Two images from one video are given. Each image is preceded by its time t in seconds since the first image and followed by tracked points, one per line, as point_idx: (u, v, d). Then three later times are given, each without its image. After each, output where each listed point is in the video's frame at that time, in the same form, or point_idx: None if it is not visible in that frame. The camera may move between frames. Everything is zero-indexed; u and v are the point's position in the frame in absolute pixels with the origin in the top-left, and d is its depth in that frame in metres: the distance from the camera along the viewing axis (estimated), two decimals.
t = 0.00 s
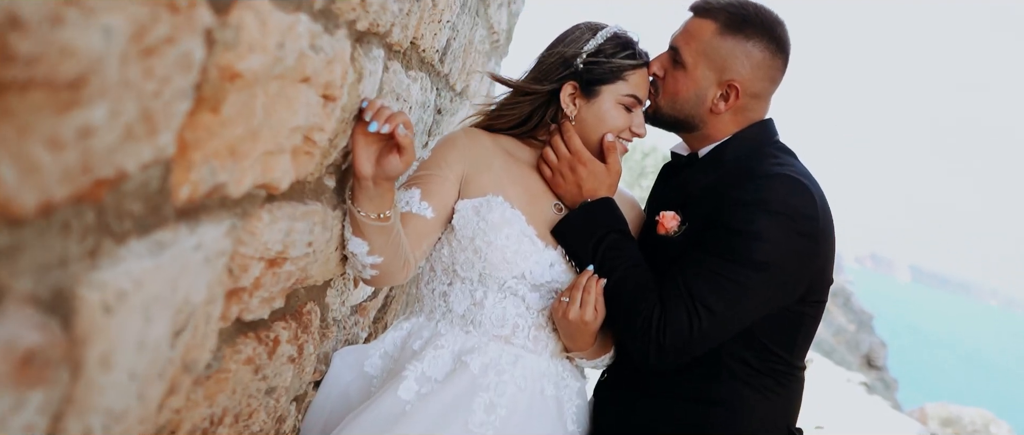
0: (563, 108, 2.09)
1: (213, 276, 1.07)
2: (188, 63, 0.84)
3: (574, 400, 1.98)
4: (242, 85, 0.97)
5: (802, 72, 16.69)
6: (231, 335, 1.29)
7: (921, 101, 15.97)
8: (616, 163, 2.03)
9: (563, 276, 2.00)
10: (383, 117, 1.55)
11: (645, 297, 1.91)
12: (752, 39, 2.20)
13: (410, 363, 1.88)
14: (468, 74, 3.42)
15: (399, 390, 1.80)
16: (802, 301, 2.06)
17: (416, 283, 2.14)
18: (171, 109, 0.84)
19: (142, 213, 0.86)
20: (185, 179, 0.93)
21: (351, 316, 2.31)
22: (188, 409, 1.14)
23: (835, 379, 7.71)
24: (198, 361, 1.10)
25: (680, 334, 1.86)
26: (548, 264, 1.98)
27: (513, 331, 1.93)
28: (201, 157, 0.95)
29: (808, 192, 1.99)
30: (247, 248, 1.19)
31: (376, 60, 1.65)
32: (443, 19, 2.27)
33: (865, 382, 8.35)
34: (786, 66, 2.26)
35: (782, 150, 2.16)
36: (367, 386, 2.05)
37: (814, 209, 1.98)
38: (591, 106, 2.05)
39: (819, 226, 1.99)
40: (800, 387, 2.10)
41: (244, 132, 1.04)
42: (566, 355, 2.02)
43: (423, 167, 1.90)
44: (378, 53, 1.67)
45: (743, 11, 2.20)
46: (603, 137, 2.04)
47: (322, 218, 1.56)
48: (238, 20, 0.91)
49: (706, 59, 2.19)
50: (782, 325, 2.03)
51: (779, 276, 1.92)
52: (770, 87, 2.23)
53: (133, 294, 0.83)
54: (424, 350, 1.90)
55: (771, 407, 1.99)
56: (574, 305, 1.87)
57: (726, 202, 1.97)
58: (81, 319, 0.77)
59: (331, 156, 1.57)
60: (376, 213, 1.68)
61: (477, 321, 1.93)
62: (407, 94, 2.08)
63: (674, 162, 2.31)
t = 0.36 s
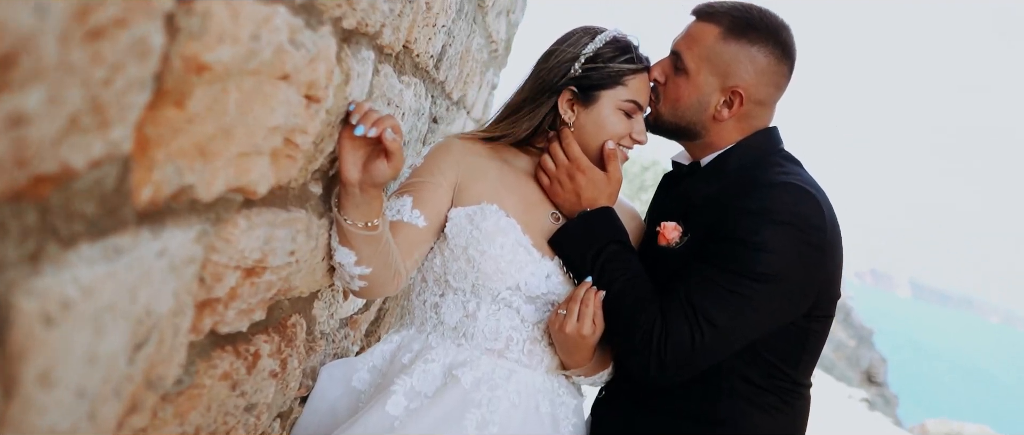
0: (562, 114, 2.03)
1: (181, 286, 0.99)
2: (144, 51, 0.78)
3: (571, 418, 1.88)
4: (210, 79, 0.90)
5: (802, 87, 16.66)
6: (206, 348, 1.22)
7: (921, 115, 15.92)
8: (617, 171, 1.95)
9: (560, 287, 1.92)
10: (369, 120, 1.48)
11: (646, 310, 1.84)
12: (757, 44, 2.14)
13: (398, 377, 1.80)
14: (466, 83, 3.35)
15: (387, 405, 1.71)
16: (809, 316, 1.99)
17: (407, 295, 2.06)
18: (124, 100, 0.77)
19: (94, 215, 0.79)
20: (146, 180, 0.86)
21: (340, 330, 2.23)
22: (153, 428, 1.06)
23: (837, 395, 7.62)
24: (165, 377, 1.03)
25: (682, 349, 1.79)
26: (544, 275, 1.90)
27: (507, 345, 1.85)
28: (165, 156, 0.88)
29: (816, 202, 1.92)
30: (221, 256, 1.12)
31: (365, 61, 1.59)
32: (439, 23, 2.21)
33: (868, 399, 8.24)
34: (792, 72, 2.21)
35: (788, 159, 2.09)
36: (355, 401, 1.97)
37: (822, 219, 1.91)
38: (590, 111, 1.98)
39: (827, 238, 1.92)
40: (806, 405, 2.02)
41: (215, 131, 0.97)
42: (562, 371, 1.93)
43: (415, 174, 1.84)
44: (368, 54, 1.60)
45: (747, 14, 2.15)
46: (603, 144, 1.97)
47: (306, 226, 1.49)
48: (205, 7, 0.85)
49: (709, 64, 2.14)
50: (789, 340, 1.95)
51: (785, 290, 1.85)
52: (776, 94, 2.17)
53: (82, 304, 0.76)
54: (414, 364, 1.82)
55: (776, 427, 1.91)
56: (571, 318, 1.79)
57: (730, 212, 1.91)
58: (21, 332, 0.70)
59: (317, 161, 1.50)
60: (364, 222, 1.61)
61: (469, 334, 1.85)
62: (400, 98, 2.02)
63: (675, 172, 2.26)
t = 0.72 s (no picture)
0: (557, 118, 1.95)
1: (136, 297, 0.92)
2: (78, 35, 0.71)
3: None
4: (161, 70, 0.83)
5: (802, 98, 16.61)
6: (170, 363, 1.14)
7: (922, 125, 15.86)
8: (615, 177, 1.87)
9: (553, 298, 1.83)
10: (353, 121, 1.40)
11: (645, 322, 1.76)
12: (760, 45, 2.08)
13: (384, 391, 1.71)
14: (461, 89, 3.28)
15: (371, 420, 1.62)
16: (818, 330, 1.91)
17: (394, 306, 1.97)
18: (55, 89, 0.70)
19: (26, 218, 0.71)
20: (91, 179, 0.79)
21: (326, 343, 2.15)
22: None
23: (838, 409, 7.52)
24: (120, 395, 0.95)
25: (682, 363, 1.72)
26: (537, 285, 1.81)
27: (498, 358, 1.77)
28: (113, 154, 0.81)
29: (823, 210, 1.86)
30: (184, 264, 1.04)
31: (350, 60, 1.51)
32: (431, 25, 2.14)
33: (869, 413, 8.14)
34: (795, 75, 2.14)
35: (790, 164, 2.04)
36: (338, 417, 1.89)
37: (829, 228, 1.85)
38: (587, 115, 1.90)
39: (835, 248, 1.85)
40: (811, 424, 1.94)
41: (174, 128, 0.90)
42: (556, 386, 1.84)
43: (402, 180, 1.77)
44: (352, 53, 1.53)
45: (750, 15, 2.09)
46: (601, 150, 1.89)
47: (285, 233, 1.42)
48: None
49: (710, 66, 2.07)
50: (794, 355, 1.87)
51: (790, 301, 1.78)
52: (779, 98, 2.11)
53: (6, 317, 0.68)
54: (399, 377, 1.73)
55: None
56: (565, 330, 1.71)
57: (733, 221, 1.84)
58: None
59: (297, 164, 1.42)
60: (346, 229, 1.54)
61: (458, 346, 1.76)
62: (389, 102, 1.94)
63: (673, 180, 2.17)
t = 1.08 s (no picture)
0: (549, 126, 1.86)
1: (77, 317, 0.83)
2: None
3: None
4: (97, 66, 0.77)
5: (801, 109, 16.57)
6: (126, 387, 1.05)
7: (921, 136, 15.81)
8: (610, 187, 1.78)
9: (544, 313, 1.74)
10: (329, 126, 1.32)
11: (642, 338, 1.68)
12: (761, 49, 2.03)
13: (364, 410, 1.61)
14: (454, 98, 3.20)
15: None
16: (822, 347, 1.83)
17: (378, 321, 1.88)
18: None
19: None
20: (16, 186, 0.72)
21: (309, 360, 2.06)
22: None
23: (839, 423, 7.41)
24: (60, 426, 0.87)
25: (680, 383, 1.63)
26: (528, 300, 1.72)
27: (485, 377, 1.68)
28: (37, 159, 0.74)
29: (828, 221, 1.78)
30: (137, 281, 0.96)
31: (328, 63, 1.44)
32: (419, 29, 2.06)
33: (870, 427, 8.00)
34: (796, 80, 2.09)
35: (793, 174, 1.97)
36: None
37: (834, 240, 1.78)
38: (581, 121, 1.82)
39: (840, 260, 1.78)
40: None
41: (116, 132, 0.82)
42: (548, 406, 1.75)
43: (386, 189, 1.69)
44: (330, 56, 1.45)
45: (749, 18, 2.05)
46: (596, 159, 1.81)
47: (258, 246, 1.33)
48: None
49: (709, 71, 2.01)
50: (798, 374, 1.80)
51: (794, 317, 1.71)
52: (779, 104, 2.04)
53: None
54: (380, 396, 1.64)
55: None
56: (556, 348, 1.61)
57: (734, 232, 1.77)
58: None
59: (270, 174, 1.34)
60: (323, 241, 1.46)
61: (443, 363, 1.67)
62: (374, 109, 1.86)
63: (672, 190, 2.11)
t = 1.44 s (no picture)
0: (539, 134, 1.79)
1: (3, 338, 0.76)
2: None
3: None
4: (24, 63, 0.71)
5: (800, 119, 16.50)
6: (76, 412, 0.98)
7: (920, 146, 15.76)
8: (602, 197, 1.71)
9: (532, 329, 1.66)
10: (300, 132, 1.24)
11: (636, 355, 1.60)
12: (759, 53, 1.98)
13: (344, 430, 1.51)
14: (447, 107, 3.13)
15: None
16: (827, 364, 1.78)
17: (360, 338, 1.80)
18: None
19: None
20: None
21: (291, 378, 1.98)
22: None
23: None
24: None
25: (677, 402, 1.56)
26: (515, 315, 1.64)
27: (470, 396, 1.59)
28: None
29: (832, 231, 1.74)
30: (82, 298, 0.89)
31: (305, 67, 1.36)
32: (407, 35, 1.99)
33: None
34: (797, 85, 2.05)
35: (794, 183, 1.95)
36: None
37: (840, 251, 1.73)
38: (572, 129, 1.74)
39: (845, 273, 1.74)
40: None
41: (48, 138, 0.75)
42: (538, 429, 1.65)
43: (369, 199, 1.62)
44: (307, 60, 1.38)
45: (748, 21, 2.00)
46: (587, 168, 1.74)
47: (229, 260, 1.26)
48: None
49: (706, 77, 1.98)
50: (799, 393, 1.73)
51: (796, 332, 1.65)
52: (779, 110, 2.01)
53: None
54: (360, 416, 1.54)
55: None
56: (545, 364, 1.54)
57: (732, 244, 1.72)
58: None
59: (241, 184, 1.27)
60: (300, 255, 1.39)
61: (426, 382, 1.59)
62: (357, 117, 1.78)
63: (671, 199, 2.08)
